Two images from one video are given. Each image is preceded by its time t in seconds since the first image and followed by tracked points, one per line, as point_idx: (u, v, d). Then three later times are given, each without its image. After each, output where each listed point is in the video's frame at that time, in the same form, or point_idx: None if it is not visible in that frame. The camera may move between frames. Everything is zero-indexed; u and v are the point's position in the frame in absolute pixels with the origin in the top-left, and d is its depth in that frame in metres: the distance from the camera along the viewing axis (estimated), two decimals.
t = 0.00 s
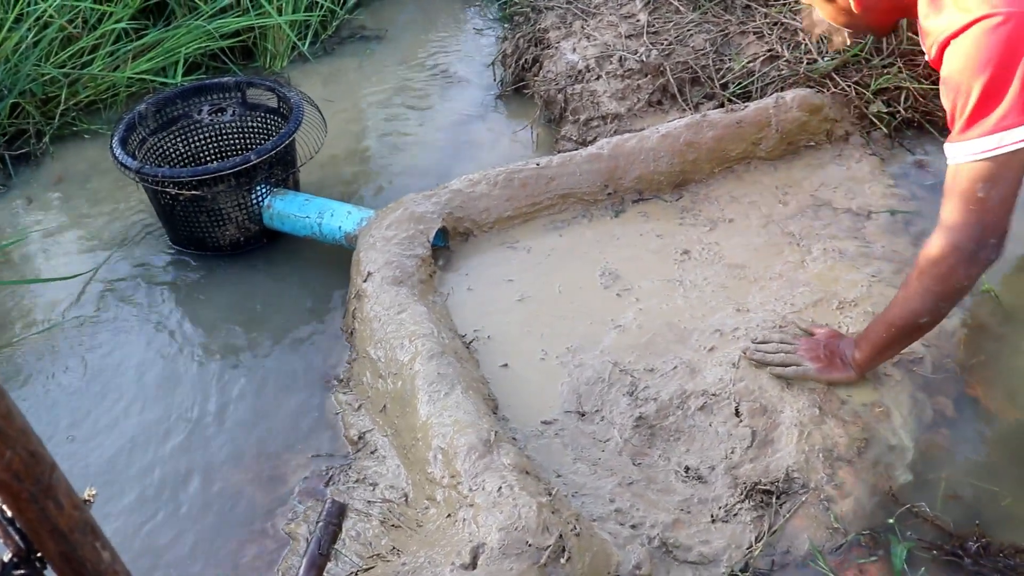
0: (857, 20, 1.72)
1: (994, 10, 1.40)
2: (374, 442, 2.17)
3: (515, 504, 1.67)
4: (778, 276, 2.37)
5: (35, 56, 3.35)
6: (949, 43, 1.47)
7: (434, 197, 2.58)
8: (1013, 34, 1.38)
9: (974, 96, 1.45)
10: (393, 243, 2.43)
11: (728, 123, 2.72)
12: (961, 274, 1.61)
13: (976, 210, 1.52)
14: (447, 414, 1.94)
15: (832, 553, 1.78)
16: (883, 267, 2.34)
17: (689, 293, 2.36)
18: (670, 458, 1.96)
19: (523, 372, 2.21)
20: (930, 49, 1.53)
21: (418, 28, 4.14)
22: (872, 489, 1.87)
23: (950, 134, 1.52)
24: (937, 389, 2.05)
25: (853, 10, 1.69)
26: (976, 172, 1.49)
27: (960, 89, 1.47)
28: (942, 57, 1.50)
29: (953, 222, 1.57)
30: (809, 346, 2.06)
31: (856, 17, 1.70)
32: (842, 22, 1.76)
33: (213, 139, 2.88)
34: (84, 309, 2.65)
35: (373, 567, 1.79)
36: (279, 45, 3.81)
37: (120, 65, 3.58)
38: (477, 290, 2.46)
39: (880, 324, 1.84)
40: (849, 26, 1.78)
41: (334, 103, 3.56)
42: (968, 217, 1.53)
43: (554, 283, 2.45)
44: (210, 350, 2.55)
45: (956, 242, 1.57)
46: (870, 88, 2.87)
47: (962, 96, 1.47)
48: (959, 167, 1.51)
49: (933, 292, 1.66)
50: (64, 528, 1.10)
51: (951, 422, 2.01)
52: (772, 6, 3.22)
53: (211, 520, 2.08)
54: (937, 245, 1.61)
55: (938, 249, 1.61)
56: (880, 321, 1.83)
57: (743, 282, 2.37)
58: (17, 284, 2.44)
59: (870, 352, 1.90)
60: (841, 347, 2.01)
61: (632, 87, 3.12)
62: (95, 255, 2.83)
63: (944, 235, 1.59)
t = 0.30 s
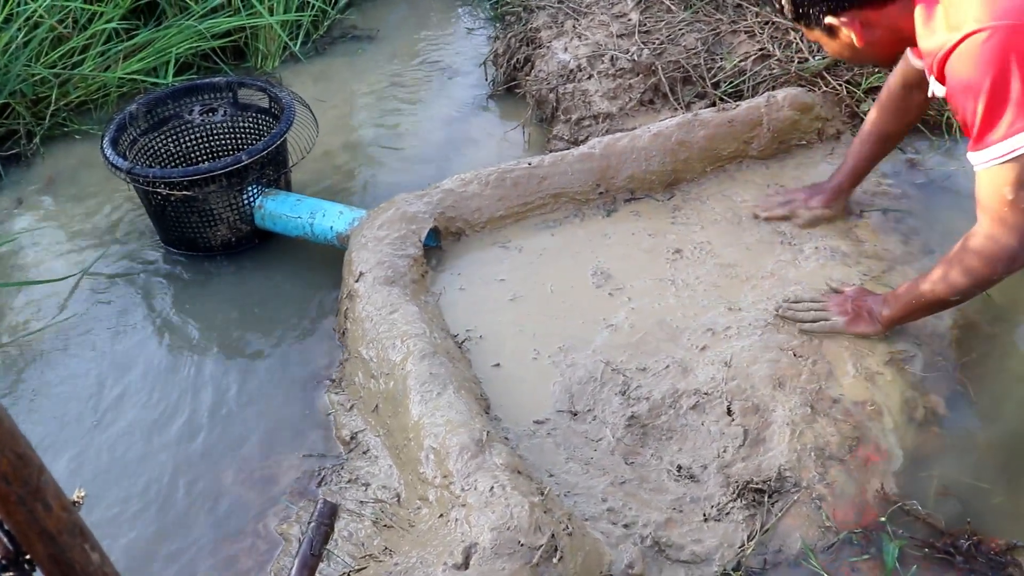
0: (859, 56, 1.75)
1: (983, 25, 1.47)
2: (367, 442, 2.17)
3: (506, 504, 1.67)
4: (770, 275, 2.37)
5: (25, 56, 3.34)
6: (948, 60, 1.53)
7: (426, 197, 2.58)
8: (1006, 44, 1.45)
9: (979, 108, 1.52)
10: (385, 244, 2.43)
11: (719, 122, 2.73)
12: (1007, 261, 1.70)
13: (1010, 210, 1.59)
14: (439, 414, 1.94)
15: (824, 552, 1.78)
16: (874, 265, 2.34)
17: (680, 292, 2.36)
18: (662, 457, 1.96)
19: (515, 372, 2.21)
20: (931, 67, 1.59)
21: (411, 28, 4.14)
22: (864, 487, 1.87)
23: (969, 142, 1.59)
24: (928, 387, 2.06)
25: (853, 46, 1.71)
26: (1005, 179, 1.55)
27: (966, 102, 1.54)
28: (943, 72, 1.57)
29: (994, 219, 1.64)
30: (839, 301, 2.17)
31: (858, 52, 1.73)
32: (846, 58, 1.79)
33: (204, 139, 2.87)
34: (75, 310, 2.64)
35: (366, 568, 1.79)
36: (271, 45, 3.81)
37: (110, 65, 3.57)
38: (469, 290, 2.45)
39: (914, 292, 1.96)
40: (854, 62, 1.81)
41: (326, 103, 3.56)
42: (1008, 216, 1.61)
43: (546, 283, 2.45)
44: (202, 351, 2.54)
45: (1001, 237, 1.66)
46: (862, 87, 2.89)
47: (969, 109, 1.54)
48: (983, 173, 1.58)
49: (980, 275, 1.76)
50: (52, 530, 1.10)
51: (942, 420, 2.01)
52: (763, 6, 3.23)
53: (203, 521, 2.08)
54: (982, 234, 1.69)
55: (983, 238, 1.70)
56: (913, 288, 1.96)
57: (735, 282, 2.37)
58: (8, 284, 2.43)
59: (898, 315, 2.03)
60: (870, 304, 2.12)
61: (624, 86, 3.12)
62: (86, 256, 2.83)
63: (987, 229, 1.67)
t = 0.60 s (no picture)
0: (857, 39, 1.79)
1: (969, 10, 1.50)
2: (362, 442, 2.17)
3: (502, 503, 1.67)
4: (766, 275, 2.37)
5: (20, 55, 3.33)
6: (934, 43, 1.57)
7: (422, 197, 2.58)
8: (989, 30, 1.48)
9: (960, 93, 1.55)
10: (380, 243, 2.43)
11: (715, 122, 2.73)
12: (991, 249, 1.70)
13: (994, 196, 1.60)
14: (435, 413, 1.94)
15: (819, 551, 1.78)
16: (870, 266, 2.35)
17: (676, 292, 2.36)
18: (657, 457, 1.97)
19: (510, 371, 2.21)
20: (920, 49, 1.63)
21: (406, 27, 4.14)
22: (859, 487, 1.87)
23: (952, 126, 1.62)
24: (923, 387, 2.06)
25: (854, 28, 1.75)
26: (989, 162, 1.57)
27: (947, 86, 1.57)
28: (930, 56, 1.60)
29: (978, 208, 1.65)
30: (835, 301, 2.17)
31: (856, 35, 1.77)
32: (842, 45, 1.83)
33: (200, 138, 2.87)
34: (70, 309, 2.64)
35: (361, 567, 1.78)
36: (266, 45, 3.81)
37: (106, 64, 3.57)
38: (464, 289, 2.45)
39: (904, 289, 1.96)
40: (850, 49, 1.85)
41: (322, 103, 3.56)
42: (992, 202, 1.62)
43: (541, 282, 2.45)
44: (197, 351, 2.54)
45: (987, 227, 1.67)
46: (857, 87, 2.89)
47: (949, 93, 1.57)
48: (968, 157, 1.60)
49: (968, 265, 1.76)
50: (48, 527, 1.09)
51: (936, 420, 2.02)
52: (759, 6, 3.24)
53: (199, 522, 2.07)
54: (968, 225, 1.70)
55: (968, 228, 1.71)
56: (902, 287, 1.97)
57: (730, 281, 2.38)
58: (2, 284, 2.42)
59: (891, 314, 2.03)
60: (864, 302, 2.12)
61: (620, 86, 3.12)
62: (82, 255, 2.82)
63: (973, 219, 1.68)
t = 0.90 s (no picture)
0: (866, 26, 1.77)
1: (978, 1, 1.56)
2: (363, 440, 2.17)
3: (503, 502, 1.67)
4: (767, 276, 2.38)
5: (22, 52, 3.33)
6: (944, 32, 1.62)
7: (423, 196, 2.58)
8: (998, 19, 1.53)
9: (969, 82, 1.60)
10: (382, 242, 2.43)
11: (716, 122, 2.74)
12: (990, 241, 1.76)
13: (997, 187, 1.67)
14: (436, 412, 1.94)
15: (820, 551, 1.78)
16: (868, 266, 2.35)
17: (677, 292, 2.36)
18: (657, 456, 1.97)
19: (511, 370, 2.21)
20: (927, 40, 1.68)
21: (408, 27, 4.14)
22: (860, 487, 1.87)
23: (956, 116, 1.67)
24: (923, 387, 2.06)
25: (866, 11, 1.74)
26: (992, 153, 1.63)
27: (955, 76, 1.62)
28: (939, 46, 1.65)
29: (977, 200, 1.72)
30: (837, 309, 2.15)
31: (867, 20, 1.76)
32: (848, 34, 1.81)
33: (201, 137, 2.87)
34: (72, 306, 2.64)
35: (362, 565, 1.78)
36: (268, 44, 3.81)
37: (108, 62, 3.57)
38: (465, 288, 2.46)
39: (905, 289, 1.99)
40: (857, 38, 1.83)
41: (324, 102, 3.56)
42: (994, 195, 1.68)
43: (542, 282, 2.45)
44: (198, 350, 2.54)
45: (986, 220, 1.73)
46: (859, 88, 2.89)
47: (956, 82, 1.62)
48: (974, 147, 1.66)
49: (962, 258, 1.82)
50: (52, 523, 1.09)
51: (937, 420, 2.02)
52: (760, 7, 3.24)
53: (199, 520, 2.07)
54: (965, 221, 1.77)
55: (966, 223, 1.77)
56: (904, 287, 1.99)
57: (731, 281, 2.38)
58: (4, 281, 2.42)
59: (892, 314, 2.05)
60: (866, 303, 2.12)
61: (622, 86, 3.13)
62: (83, 253, 2.82)
63: (971, 212, 1.75)
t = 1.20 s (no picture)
0: (876, 35, 1.82)
1: (980, 25, 1.61)
2: (362, 438, 2.17)
3: (503, 500, 1.67)
4: (767, 276, 2.38)
5: (22, 50, 3.33)
6: (948, 50, 1.67)
7: (423, 195, 2.58)
8: (1000, 46, 1.59)
9: (976, 100, 1.68)
10: (382, 241, 2.43)
11: (717, 122, 2.74)
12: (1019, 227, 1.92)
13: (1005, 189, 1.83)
14: (436, 410, 1.94)
15: (819, 550, 1.78)
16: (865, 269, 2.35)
17: (677, 291, 2.36)
18: (657, 455, 1.97)
19: (511, 369, 2.21)
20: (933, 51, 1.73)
21: (409, 26, 4.14)
22: (859, 486, 1.87)
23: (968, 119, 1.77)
24: (923, 387, 2.07)
25: (869, 19, 1.79)
26: (999, 162, 1.77)
27: (963, 89, 1.69)
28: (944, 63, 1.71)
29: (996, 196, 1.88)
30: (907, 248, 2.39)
31: (875, 29, 1.80)
32: (861, 46, 1.87)
33: (201, 135, 2.87)
34: (72, 304, 2.64)
35: (361, 563, 1.78)
36: (268, 42, 3.81)
37: (108, 60, 3.57)
38: (465, 287, 2.46)
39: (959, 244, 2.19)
40: (872, 50, 1.88)
41: (324, 100, 3.56)
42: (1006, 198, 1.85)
43: (542, 280, 2.45)
44: (197, 348, 2.54)
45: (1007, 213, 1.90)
46: (859, 88, 2.91)
47: (964, 95, 1.70)
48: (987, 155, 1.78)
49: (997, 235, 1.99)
50: (51, 518, 1.09)
51: (937, 419, 2.02)
52: (760, 7, 3.25)
53: (198, 518, 2.07)
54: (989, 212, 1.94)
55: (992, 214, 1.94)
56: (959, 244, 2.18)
57: (731, 280, 2.38)
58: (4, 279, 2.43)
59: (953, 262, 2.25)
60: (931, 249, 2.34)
61: (622, 85, 3.13)
62: (83, 251, 2.82)
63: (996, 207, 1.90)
